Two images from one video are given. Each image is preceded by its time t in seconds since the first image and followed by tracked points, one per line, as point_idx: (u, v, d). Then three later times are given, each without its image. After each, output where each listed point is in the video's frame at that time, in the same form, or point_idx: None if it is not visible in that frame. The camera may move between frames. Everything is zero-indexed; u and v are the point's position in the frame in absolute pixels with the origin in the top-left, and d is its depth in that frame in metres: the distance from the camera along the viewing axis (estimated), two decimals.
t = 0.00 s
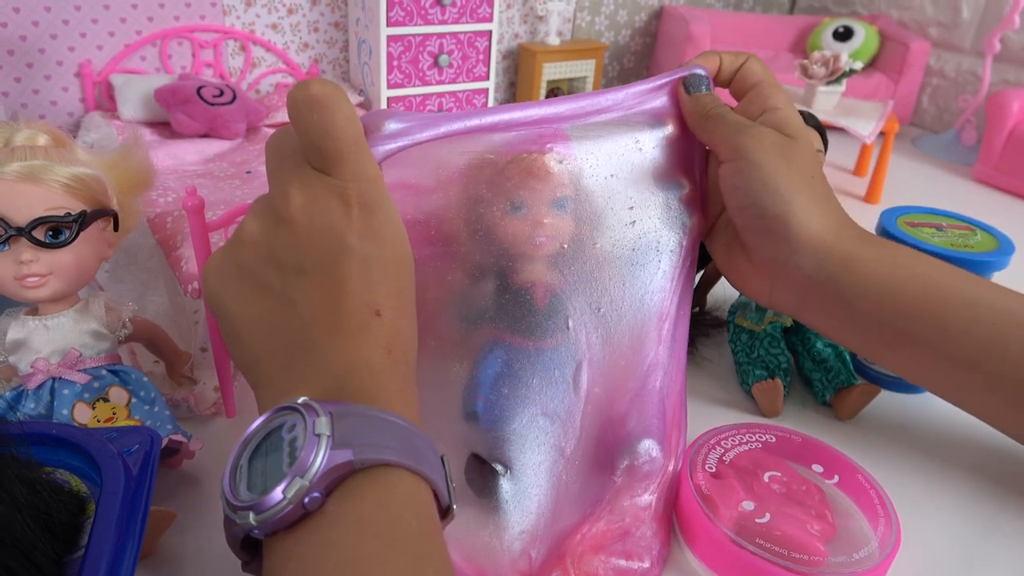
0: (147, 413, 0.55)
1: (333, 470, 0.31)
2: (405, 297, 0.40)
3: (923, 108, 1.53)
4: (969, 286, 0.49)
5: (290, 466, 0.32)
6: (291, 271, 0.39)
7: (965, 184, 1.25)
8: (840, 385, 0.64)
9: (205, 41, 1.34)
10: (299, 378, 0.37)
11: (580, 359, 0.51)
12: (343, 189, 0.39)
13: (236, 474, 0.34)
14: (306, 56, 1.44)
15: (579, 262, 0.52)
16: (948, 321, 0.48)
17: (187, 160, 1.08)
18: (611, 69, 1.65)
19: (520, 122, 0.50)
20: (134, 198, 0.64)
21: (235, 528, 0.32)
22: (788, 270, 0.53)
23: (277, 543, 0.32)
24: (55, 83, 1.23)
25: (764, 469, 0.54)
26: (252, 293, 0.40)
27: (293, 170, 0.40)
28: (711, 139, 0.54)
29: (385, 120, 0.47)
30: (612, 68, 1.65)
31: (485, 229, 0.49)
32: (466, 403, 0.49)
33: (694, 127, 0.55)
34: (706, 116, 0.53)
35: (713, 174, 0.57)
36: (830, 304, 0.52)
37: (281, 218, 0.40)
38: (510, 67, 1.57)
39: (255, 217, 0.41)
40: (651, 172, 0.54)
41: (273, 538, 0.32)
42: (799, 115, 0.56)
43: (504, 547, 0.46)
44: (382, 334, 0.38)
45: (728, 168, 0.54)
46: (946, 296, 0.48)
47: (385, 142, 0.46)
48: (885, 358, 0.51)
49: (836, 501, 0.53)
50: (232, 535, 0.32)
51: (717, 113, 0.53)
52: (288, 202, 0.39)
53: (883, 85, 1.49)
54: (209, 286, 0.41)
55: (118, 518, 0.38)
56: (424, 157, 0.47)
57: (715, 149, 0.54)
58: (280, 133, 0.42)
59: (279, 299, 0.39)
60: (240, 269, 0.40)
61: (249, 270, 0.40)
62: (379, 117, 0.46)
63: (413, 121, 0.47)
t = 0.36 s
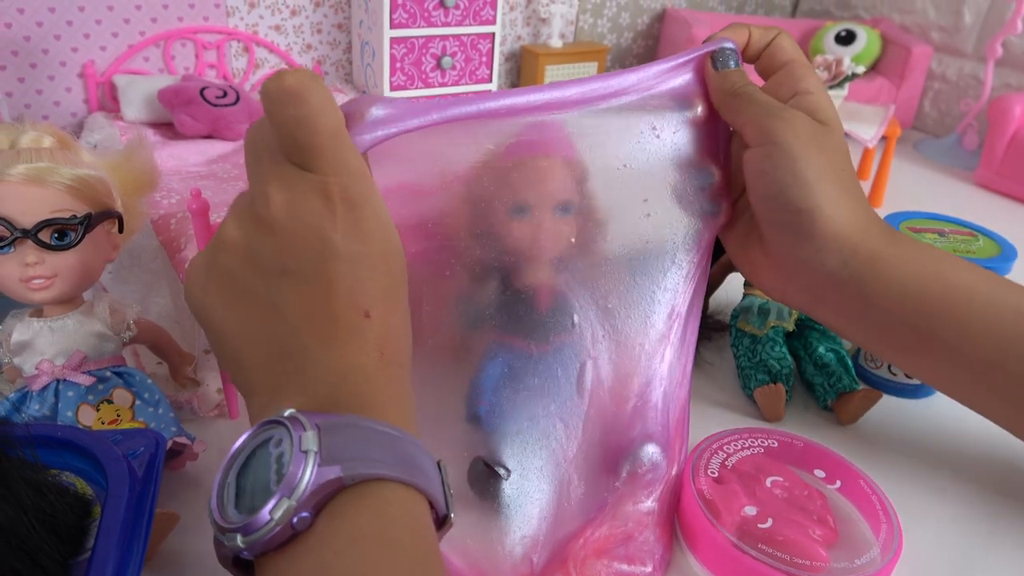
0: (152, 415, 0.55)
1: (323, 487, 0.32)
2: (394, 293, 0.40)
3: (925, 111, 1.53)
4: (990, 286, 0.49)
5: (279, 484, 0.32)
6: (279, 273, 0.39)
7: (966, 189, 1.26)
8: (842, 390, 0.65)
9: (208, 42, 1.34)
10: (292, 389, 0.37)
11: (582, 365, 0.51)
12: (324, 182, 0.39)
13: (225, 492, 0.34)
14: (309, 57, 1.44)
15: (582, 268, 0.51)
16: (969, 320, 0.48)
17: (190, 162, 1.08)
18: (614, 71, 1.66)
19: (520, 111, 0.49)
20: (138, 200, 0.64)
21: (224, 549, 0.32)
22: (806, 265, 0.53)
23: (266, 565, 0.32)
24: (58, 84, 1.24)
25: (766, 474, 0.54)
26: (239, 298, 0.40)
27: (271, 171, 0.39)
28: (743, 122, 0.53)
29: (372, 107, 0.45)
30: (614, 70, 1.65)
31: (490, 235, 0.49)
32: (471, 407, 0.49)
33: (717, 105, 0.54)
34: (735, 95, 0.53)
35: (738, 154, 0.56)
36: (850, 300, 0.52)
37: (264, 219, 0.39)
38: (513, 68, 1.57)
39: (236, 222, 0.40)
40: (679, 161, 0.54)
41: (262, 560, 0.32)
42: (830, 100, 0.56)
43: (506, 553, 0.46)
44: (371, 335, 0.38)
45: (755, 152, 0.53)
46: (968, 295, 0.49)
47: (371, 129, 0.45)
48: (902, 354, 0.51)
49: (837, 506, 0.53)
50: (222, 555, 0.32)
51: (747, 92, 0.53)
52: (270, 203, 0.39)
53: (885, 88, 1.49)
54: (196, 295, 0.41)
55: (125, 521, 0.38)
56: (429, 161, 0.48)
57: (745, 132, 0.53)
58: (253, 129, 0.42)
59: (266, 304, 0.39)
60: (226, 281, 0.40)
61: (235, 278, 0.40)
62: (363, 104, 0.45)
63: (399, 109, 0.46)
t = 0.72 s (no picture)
0: (154, 416, 0.55)
1: (327, 488, 0.32)
2: (399, 309, 0.40)
3: (926, 114, 1.54)
4: (990, 290, 0.49)
5: (284, 484, 0.32)
6: (285, 289, 0.39)
7: (966, 191, 1.26)
8: (842, 392, 0.65)
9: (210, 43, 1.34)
10: (298, 399, 0.37)
11: (582, 371, 0.52)
12: (334, 204, 0.39)
13: (232, 491, 0.34)
14: (311, 59, 1.45)
15: (583, 274, 0.52)
16: (975, 323, 0.48)
17: (192, 163, 1.09)
18: (615, 73, 1.66)
19: (522, 135, 0.49)
20: (140, 202, 0.64)
21: (230, 547, 0.32)
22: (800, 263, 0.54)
23: (273, 563, 0.32)
24: (60, 85, 1.24)
25: (767, 476, 0.54)
26: (247, 311, 0.40)
27: (282, 190, 0.40)
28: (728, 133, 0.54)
29: (374, 135, 0.45)
30: (615, 72, 1.66)
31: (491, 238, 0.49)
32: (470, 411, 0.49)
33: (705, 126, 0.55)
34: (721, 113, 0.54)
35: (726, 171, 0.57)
36: (852, 299, 0.52)
37: (273, 236, 0.39)
38: (514, 70, 1.57)
39: (248, 237, 0.40)
40: (676, 170, 0.54)
41: (268, 559, 0.32)
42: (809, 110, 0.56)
43: (507, 556, 0.46)
44: (377, 348, 0.38)
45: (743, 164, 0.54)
46: (972, 297, 0.49)
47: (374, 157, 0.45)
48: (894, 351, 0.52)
49: (838, 509, 0.53)
50: (227, 553, 0.33)
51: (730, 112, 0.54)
52: (278, 223, 0.39)
53: (885, 91, 1.49)
54: (207, 307, 0.41)
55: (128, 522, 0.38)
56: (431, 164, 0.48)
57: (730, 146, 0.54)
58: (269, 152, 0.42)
59: (274, 317, 0.39)
60: (233, 291, 0.40)
61: (243, 292, 0.40)
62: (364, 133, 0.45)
63: (401, 138, 0.46)
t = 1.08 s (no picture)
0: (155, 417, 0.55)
1: (316, 517, 0.32)
2: (390, 335, 0.40)
3: (926, 115, 1.54)
4: (965, 310, 0.52)
5: (273, 513, 0.32)
6: (274, 310, 0.39)
7: (967, 193, 1.26)
8: (842, 395, 0.65)
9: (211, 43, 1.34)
10: (280, 420, 0.37)
11: (582, 380, 0.52)
12: (327, 225, 0.38)
13: (218, 518, 0.34)
14: (312, 60, 1.45)
15: (584, 280, 0.52)
16: (953, 341, 0.52)
17: (193, 163, 1.09)
18: (615, 75, 1.66)
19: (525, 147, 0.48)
20: (142, 202, 0.64)
21: None
22: (796, 295, 0.55)
23: None
24: (61, 85, 1.24)
25: (768, 478, 0.54)
26: (235, 329, 0.40)
27: (274, 208, 0.39)
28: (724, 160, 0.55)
29: (374, 152, 0.44)
30: (616, 73, 1.66)
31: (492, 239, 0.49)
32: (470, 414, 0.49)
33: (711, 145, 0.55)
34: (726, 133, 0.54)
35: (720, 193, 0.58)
36: (836, 325, 0.55)
37: (266, 254, 0.39)
38: (514, 71, 1.57)
39: (238, 254, 0.40)
40: (682, 184, 0.54)
41: None
42: (819, 137, 0.56)
43: (506, 558, 0.46)
44: (366, 372, 0.38)
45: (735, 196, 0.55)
46: (948, 319, 0.52)
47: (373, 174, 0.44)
48: (894, 375, 0.54)
49: (838, 511, 0.53)
50: None
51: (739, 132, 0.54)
52: (271, 241, 0.39)
53: (886, 92, 1.49)
54: (196, 322, 0.41)
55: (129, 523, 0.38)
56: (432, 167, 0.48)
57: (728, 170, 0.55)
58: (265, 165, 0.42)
59: (262, 335, 0.39)
60: (223, 307, 0.40)
61: (231, 309, 0.40)
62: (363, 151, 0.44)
63: (401, 153, 0.45)
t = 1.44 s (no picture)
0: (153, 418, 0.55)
1: (303, 503, 0.32)
2: (378, 332, 0.41)
3: (926, 115, 1.54)
4: (961, 315, 0.52)
5: (259, 500, 0.32)
6: (264, 308, 0.39)
7: (966, 192, 1.26)
8: (842, 394, 0.65)
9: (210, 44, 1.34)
10: (266, 414, 0.37)
11: (580, 376, 0.52)
12: (319, 226, 0.39)
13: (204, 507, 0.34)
14: (311, 60, 1.45)
15: (583, 278, 0.52)
16: (948, 341, 0.51)
17: (192, 163, 1.09)
18: (615, 75, 1.66)
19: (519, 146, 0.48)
20: (140, 202, 0.64)
21: (201, 562, 0.32)
22: (790, 296, 0.55)
23: None
24: (60, 85, 1.24)
25: (767, 478, 0.54)
26: (225, 324, 0.40)
27: (268, 207, 0.39)
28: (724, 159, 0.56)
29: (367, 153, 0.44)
30: (615, 74, 1.66)
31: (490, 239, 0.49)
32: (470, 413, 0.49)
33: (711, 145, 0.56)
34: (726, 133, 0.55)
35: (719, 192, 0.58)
36: (831, 325, 0.54)
37: (259, 251, 0.39)
38: (514, 71, 1.57)
39: (229, 251, 0.40)
40: (676, 186, 0.55)
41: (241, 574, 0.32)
42: (812, 143, 0.56)
43: (503, 557, 0.46)
44: (353, 369, 0.39)
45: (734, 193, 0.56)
46: (940, 323, 0.52)
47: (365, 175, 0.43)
48: (891, 380, 0.54)
49: (837, 509, 0.53)
50: (197, 568, 0.32)
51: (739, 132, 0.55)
52: (264, 240, 0.39)
53: (885, 92, 1.49)
54: (189, 316, 0.41)
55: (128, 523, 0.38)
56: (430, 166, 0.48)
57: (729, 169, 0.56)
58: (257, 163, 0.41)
59: (251, 331, 0.39)
60: (214, 303, 0.40)
61: (223, 304, 0.40)
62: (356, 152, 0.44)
63: (397, 154, 0.45)
